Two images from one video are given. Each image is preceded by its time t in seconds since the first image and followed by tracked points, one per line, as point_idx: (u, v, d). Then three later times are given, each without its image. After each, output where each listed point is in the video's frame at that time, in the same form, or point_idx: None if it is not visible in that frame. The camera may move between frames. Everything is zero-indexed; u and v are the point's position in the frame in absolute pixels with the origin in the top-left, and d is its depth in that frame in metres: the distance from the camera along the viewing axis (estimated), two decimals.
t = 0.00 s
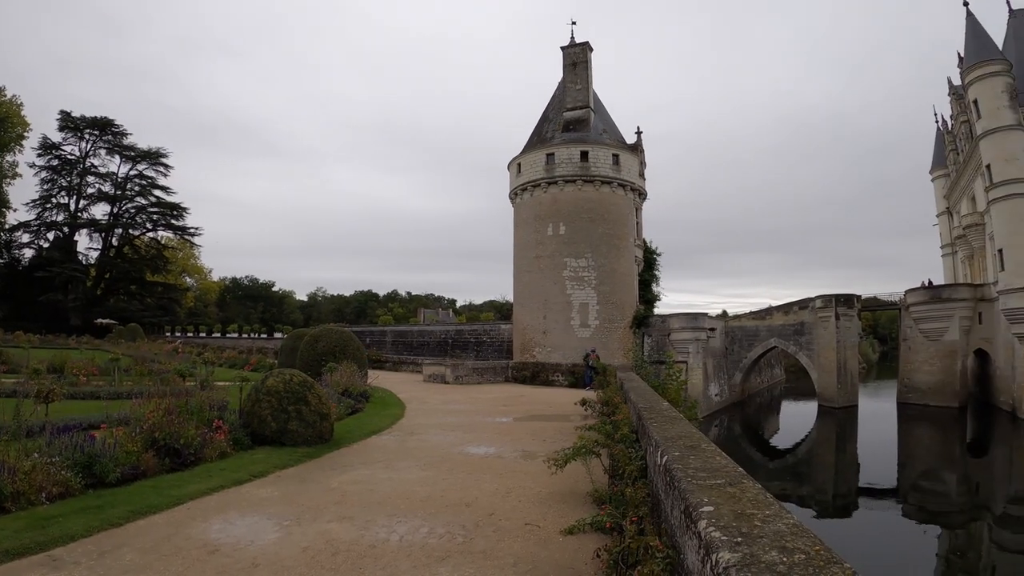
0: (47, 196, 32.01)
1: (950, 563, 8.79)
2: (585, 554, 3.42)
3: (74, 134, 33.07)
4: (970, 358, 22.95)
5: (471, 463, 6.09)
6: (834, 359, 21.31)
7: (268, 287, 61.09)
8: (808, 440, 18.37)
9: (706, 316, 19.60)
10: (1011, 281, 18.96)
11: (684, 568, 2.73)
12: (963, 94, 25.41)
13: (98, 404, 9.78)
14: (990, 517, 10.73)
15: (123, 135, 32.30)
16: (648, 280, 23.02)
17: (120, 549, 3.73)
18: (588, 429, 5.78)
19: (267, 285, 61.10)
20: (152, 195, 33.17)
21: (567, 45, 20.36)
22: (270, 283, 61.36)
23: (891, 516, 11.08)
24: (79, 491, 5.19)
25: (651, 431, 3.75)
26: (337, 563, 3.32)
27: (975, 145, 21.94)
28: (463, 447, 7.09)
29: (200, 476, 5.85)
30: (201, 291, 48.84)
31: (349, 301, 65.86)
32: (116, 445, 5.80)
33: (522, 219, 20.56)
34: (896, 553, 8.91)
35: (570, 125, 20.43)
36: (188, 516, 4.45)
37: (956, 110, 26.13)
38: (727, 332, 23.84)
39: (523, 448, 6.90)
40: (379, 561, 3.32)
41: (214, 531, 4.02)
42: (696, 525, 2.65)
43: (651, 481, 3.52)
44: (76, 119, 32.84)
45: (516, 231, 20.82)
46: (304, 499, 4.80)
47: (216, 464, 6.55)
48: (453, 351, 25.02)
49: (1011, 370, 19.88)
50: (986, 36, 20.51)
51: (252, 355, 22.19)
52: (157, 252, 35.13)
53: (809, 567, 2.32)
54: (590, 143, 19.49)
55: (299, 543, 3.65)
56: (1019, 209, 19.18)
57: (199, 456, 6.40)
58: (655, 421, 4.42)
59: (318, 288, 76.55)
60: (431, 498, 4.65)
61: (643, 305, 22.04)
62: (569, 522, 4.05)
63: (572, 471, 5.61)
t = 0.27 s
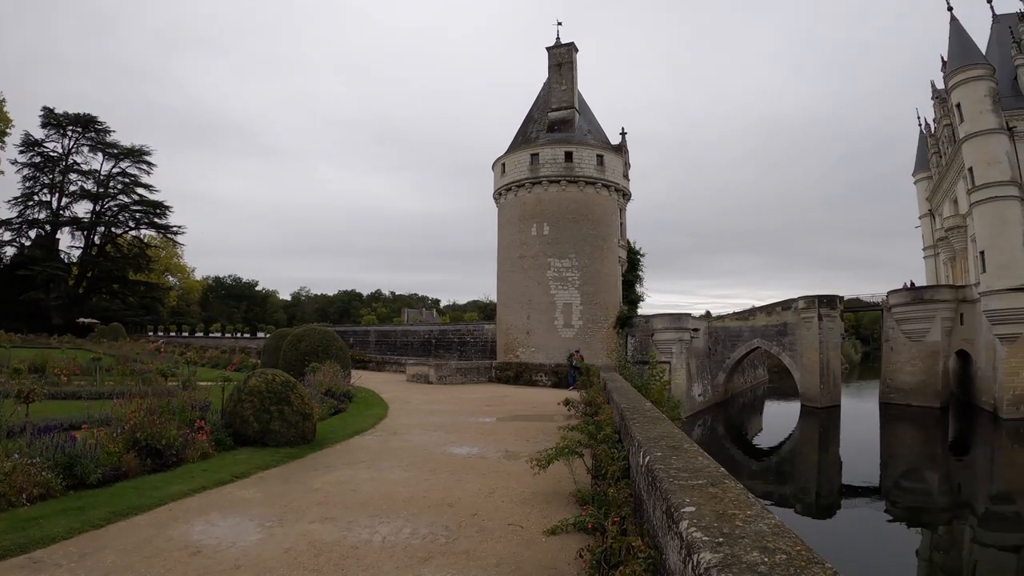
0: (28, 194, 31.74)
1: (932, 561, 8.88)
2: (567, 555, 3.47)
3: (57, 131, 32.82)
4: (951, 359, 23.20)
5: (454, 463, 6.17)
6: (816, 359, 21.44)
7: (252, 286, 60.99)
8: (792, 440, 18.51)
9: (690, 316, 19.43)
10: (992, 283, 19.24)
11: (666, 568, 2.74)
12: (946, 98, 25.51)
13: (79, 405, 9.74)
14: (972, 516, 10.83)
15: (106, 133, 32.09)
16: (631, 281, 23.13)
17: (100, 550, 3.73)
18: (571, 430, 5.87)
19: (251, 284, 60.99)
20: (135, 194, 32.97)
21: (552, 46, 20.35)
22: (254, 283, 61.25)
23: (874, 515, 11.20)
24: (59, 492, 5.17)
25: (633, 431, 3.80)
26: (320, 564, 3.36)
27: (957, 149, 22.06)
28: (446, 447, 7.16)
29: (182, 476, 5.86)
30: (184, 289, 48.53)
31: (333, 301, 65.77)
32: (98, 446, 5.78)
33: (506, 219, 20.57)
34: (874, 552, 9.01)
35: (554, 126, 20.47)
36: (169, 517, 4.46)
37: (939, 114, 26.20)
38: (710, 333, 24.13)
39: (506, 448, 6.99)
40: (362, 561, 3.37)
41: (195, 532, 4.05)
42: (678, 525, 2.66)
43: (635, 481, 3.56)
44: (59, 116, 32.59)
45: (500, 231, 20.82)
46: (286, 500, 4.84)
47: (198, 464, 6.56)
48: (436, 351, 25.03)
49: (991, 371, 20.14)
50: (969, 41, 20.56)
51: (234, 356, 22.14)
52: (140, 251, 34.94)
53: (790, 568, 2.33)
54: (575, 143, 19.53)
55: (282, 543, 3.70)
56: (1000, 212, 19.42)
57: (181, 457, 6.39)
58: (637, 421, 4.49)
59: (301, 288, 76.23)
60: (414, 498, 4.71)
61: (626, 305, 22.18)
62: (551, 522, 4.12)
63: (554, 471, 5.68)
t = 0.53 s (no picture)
0: (9, 190, 31.48)
1: (913, 560, 8.95)
2: (549, 556, 3.56)
3: (40, 127, 32.56)
4: (933, 360, 23.41)
5: (437, 463, 6.30)
6: (799, 360, 21.59)
7: (235, 284, 60.83)
8: (775, 440, 18.59)
9: (672, 317, 20.31)
10: (973, 285, 19.66)
11: (648, 569, 2.75)
12: (930, 101, 25.64)
13: (60, 404, 9.71)
14: (954, 515, 10.94)
15: (89, 130, 31.87)
16: (614, 281, 23.17)
17: (82, 551, 3.77)
18: (554, 431, 6.00)
19: (234, 282, 60.80)
20: (118, 191, 32.78)
21: (538, 46, 20.41)
22: (237, 281, 61.10)
23: (857, 514, 11.30)
24: (40, 493, 5.16)
25: (616, 433, 3.87)
26: (303, 565, 3.44)
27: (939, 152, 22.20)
28: (429, 447, 7.29)
29: (163, 477, 5.88)
30: (167, 289, 48.15)
31: (317, 301, 65.43)
32: (79, 446, 5.77)
33: (490, 219, 20.57)
34: (853, 551, 9.07)
35: (539, 126, 20.48)
36: (151, 518, 4.52)
37: (923, 117, 26.30)
38: (694, 333, 24.04)
39: (489, 448, 7.14)
40: (344, 562, 3.48)
41: (177, 533, 4.11)
42: (659, 526, 2.67)
43: (617, 482, 3.63)
44: (42, 112, 32.33)
45: (484, 232, 20.81)
46: (269, 500, 4.93)
47: (180, 465, 6.58)
48: (421, 351, 25.03)
49: (973, 372, 20.38)
50: (953, 44, 20.63)
51: (217, 355, 22.05)
52: (123, 249, 34.76)
53: (772, 569, 2.34)
54: (560, 143, 19.58)
55: (264, 545, 3.79)
56: (982, 215, 19.62)
57: (163, 457, 6.40)
58: (620, 420, 4.60)
59: (286, 287, 75.97)
60: (398, 498, 4.82)
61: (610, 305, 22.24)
62: (534, 523, 4.24)
63: (537, 472, 5.81)
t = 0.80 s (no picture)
0: None
1: (897, 558, 9.01)
2: (532, 556, 3.64)
3: (22, 123, 32.26)
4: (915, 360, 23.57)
5: (420, 464, 6.40)
6: (782, 361, 21.94)
7: (219, 283, 60.57)
8: (759, 439, 18.75)
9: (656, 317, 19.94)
10: (956, 286, 19.88)
11: (630, 570, 2.77)
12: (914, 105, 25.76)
13: (39, 404, 9.64)
14: (936, 513, 11.05)
15: (73, 126, 31.62)
16: (598, 281, 23.25)
17: (62, 553, 3.78)
18: (538, 432, 6.11)
19: (218, 281, 60.51)
20: (101, 189, 32.55)
21: (523, 46, 20.25)
22: (220, 280, 60.86)
23: (841, 513, 11.38)
24: (21, 494, 5.13)
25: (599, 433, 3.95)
26: (284, 566, 3.52)
27: (923, 155, 22.33)
28: (412, 447, 7.39)
29: (146, 477, 5.88)
30: (150, 288, 47.73)
31: (300, 300, 65.66)
32: (60, 446, 5.74)
33: (475, 219, 20.59)
34: (835, 550, 9.11)
35: (524, 125, 20.48)
36: (133, 519, 4.55)
37: (907, 120, 26.42)
38: (677, 333, 23.88)
39: (472, 448, 7.25)
40: (325, 563, 3.55)
41: (158, 534, 4.15)
42: (640, 526, 2.70)
43: (600, 483, 3.71)
44: (24, 108, 32.02)
45: (469, 231, 20.84)
46: (251, 501, 4.99)
47: (162, 465, 6.56)
48: (405, 351, 25.02)
49: (955, 372, 20.59)
50: (937, 48, 20.74)
51: (200, 355, 21.95)
52: (106, 247, 34.54)
53: (751, 570, 2.35)
54: (544, 143, 19.59)
55: (246, 546, 3.85)
56: (965, 218, 19.78)
57: (145, 458, 6.39)
58: (603, 420, 4.70)
59: (270, 287, 75.75)
60: (381, 499, 4.91)
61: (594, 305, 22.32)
62: (517, 523, 4.33)
63: (520, 472, 5.93)
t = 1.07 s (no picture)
0: None
1: (881, 557, 9.09)
2: (515, 557, 3.73)
3: (5, 119, 31.95)
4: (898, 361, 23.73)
5: (403, 464, 6.49)
6: (767, 361, 21.95)
7: (203, 282, 60.23)
8: (743, 439, 18.92)
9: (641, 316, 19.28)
10: (941, 288, 19.96)
11: (611, 571, 2.80)
12: (898, 108, 25.94)
13: (19, 404, 9.58)
14: (919, 513, 11.14)
15: (56, 123, 31.36)
16: (582, 282, 23.25)
17: (42, 554, 3.81)
18: (521, 433, 6.21)
19: (202, 280, 60.12)
20: (84, 186, 32.32)
21: (510, 46, 20.25)
22: (205, 279, 60.56)
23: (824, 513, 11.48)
24: None
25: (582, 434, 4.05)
26: (266, 566, 3.59)
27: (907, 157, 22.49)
28: (395, 447, 7.46)
29: (127, 478, 5.88)
30: (133, 286, 47.38)
31: (285, 300, 65.61)
32: (40, 446, 5.69)
33: (460, 219, 20.60)
34: (816, 551, 9.15)
35: (510, 126, 20.49)
36: (114, 519, 4.58)
37: (891, 123, 26.58)
38: (663, 334, 24.74)
39: (456, 448, 7.34)
40: (307, 563, 3.63)
41: (139, 535, 4.20)
42: (621, 528, 2.73)
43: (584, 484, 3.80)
44: (7, 103, 31.70)
45: (453, 231, 20.85)
46: (233, 502, 5.05)
47: (144, 466, 6.53)
48: (389, 350, 25.00)
49: (938, 373, 20.80)
50: (922, 53, 20.87)
51: (184, 354, 21.86)
52: (89, 245, 34.30)
53: (732, 571, 2.36)
54: (530, 144, 19.66)
55: (227, 547, 3.91)
56: (948, 221, 19.88)
57: (126, 459, 6.36)
58: (586, 421, 4.80)
59: (254, 287, 75.46)
60: (364, 500, 4.99)
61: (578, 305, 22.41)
62: (499, 524, 4.42)
63: (503, 473, 6.04)
